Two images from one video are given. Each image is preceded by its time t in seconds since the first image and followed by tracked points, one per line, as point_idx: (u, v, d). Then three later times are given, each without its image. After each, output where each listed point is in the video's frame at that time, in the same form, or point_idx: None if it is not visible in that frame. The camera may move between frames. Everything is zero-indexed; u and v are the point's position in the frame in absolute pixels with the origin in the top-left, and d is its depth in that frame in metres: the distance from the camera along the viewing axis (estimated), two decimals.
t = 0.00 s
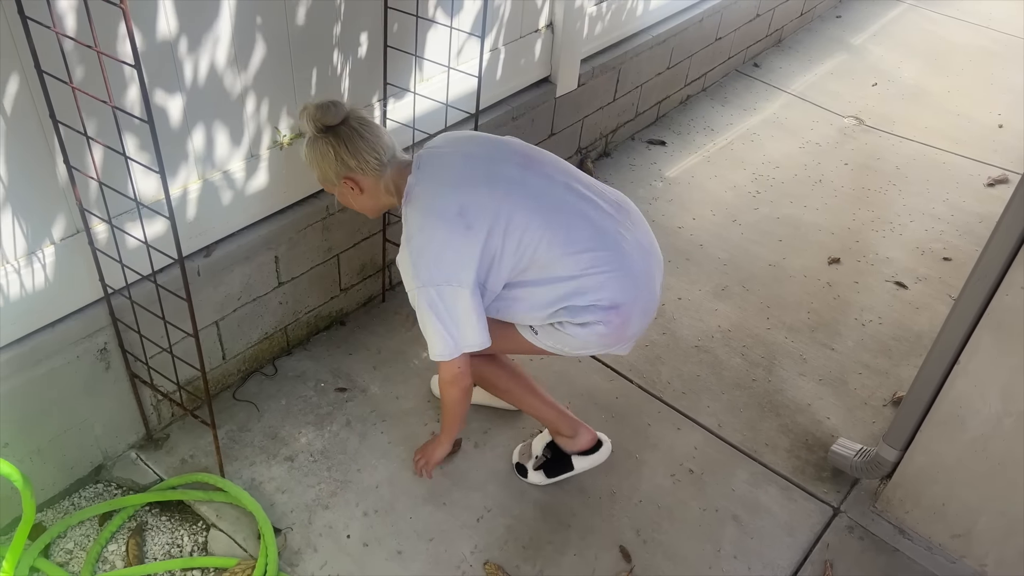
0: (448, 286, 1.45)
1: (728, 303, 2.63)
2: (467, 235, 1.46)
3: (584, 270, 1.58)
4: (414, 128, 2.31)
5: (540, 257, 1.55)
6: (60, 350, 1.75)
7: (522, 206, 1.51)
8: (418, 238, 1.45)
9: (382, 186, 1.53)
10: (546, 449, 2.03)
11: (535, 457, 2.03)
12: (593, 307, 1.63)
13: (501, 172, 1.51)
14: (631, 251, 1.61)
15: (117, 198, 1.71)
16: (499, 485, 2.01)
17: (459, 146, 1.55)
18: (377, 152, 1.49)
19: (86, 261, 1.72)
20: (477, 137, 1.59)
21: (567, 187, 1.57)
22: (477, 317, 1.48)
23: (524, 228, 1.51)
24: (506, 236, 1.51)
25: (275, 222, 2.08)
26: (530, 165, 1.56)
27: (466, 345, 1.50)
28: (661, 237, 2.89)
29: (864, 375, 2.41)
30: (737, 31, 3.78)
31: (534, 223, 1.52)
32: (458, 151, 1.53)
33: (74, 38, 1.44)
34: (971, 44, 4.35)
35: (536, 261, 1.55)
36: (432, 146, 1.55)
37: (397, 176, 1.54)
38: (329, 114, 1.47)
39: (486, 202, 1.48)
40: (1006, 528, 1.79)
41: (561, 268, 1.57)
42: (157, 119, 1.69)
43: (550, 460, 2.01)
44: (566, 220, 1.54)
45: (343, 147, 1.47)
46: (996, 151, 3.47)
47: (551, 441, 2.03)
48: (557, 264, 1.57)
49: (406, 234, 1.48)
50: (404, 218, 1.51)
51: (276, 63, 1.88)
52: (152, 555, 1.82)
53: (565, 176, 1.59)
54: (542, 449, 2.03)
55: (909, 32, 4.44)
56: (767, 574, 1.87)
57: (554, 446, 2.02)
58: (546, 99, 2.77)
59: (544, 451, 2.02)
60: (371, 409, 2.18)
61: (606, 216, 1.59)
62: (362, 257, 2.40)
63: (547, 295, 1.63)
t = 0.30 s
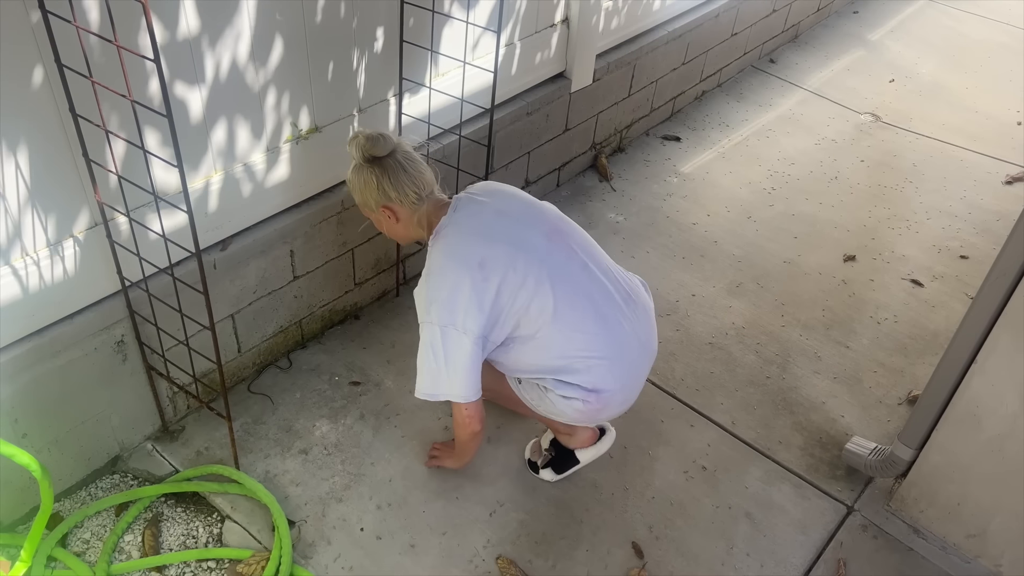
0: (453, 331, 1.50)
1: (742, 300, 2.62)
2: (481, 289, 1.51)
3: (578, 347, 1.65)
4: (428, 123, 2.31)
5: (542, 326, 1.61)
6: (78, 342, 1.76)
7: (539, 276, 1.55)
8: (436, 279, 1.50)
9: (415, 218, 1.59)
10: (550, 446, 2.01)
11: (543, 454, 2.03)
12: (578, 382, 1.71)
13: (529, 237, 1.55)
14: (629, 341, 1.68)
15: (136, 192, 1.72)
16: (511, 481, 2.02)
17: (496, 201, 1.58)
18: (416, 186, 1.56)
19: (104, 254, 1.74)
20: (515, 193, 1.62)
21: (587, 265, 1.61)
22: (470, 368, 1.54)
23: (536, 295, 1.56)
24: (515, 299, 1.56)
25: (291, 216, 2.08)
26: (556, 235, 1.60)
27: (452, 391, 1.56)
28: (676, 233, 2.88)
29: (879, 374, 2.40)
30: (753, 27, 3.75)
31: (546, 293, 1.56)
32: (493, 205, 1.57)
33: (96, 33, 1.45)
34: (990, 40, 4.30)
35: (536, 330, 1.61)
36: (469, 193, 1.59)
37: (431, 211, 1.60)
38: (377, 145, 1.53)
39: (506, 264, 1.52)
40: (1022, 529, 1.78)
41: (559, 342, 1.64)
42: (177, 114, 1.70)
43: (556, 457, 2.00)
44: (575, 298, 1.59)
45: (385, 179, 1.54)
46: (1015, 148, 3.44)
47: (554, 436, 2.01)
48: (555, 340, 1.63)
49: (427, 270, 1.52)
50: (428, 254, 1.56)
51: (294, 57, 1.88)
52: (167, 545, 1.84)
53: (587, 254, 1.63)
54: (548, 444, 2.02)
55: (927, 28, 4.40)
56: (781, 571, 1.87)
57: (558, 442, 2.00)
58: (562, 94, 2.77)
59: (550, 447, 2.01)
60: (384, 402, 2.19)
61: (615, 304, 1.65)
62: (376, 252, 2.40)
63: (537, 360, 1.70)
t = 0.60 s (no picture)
0: (479, 331, 1.50)
1: (759, 295, 2.61)
2: (513, 294, 1.50)
3: (597, 364, 1.65)
4: (445, 116, 2.31)
5: (565, 339, 1.61)
6: (98, 333, 1.77)
7: (569, 289, 1.55)
8: (469, 277, 1.49)
9: (451, 212, 1.61)
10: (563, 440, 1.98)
11: (557, 447, 2.01)
12: (592, 398, 1.71)
13: (563, 249, 1.55)
14: (645, 364, 1.70)
15: (156, 184, 1.73)
16: (526, 474, 2.02)
17: (536, 209, 1.59)
18: (456, 181, 1.56)
19: (124, 246, 1.75)
20: (555, 204, 1.63)
21: (617, 284, 1.62)
22: (488, 372, 1.53)
23: (565, 308, 1.56)
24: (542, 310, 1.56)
25: (307, 208, 2.09)
26: (590, 250, 1.60)
27: (467, 389, 1.56)
28: (692, 227, 2.87)
29: (896, 370, 2.38)
30: (772, 19, 3.72)
31: (575, 306, 1.56)
32: (533, 213, 1.57)
33: (118, 26, 1.45)
34: (1012, 32, 4.25)
35: (557, 343, 1.61)
36: (508, 198, 1.60)
37: (468, 208, 1.61)
38: (422, 138, 1.53)
39: (540, 274, 1.52)
40: None
41: (579, 356, 1.64)
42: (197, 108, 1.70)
43: (568, 451, 1.98)
44: (601, 316, 1.60)
45: (427, 172, 1.54)
46: None
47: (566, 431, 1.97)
48: (575, 355, 1.64)
49: (459, 269, 1.52)
50: (461, 251, 1.56)
51: (313, 51, 1.88)
52: (185, 535, 1.85)
53: (617, 274, 1.64)
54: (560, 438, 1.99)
55: (948, 21, 4.35)
56: (796, 567, 1.86)
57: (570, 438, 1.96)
58: (578, 87, 2.76)
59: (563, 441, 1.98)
60: (400, 395, 2.19)
61: (638, 327, 1.66)
62: (392, 244, 2.41)
63: (553, 370, 1.71)
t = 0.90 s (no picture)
0: (494, 318, 1.50)
1: (776, 287, 2.59)
2: (532, 286, 1.50)
3: (614, 360, 1.64)
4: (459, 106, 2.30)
5: (582, 334, 1.60)
6: (115, 324, 1.78)
7: (588, 284, 1.54)
8: (489, 266, 1.49)
9: (476, 200, 1.60)
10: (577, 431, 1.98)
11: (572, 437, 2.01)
12: (609, 395, 1.70)
13: (585, 244, 1.55)
14: (664, 362, 1.69)
15: (172, 175, 1.74)
16: (541, 466, 2.02)
17: (559, 202, 1.58)
18: (484, 169, 1.56)
19: (141, 237, 1.76)
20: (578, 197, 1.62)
21: (638, 281, 1.61)
22: (500, 357, 1.54)
23: (584, 303, 1.55)
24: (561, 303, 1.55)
25: (323, 200, 2.09)
26: (612, 246, 1.59)
27: (479, 374, 1.57)
28: (709, 218, 2.85)
29: (915, 363, 2.36)
30: (789, 8, 3.68)
31: (595, 302, 1.56)
32: (556, 206, 1.56)
33: (134, 18, 1.46)
34: None
35: (575, 336, 1.61)
36: (532, 189, 1.59)
37: (493, 197, 1.61)
38: (454, 121, 1.54)
39: (560, 267, 1.51)
40: None
41: (595, 352, 1.63)
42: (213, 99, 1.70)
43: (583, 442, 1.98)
44: (620, 313, 1.59)
45: (456, 157, 1.54)
46: None
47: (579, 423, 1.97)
48: (591, 349, 1.63)
49: (479, 256, 1.52)
50: (482, 240, 1.56)
51: (328, 41, 1.88)
52: (202, 524, 1.86)
53: (637, 271, 1.63)
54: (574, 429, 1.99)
55: (969, 10, 4.28)
56: (812, 561, 1.85)
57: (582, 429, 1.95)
58: (594, 78, 2.74)
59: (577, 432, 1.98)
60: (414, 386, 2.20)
61: (657, 325, 1.65)
62: (407, 236, 2.41)
63: (569, 364, 1.70)
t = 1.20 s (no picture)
0: (495, 301, 1.55)
1: (791, 277, 2.57)
2: (536, 276, 1.52)
3: (623, 352, 1.64)
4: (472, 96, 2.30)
5: (590, 324, 1.61)
6: (131, 316, 1.79)
7: (597, 277, 1.54)
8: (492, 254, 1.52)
9: (491, 188, 1.60)
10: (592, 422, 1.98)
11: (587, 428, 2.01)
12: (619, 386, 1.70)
13: (595, 236, 1.54)
14: (676, 356, 1.68)
15: (186, 166, 1.74)
16: (555, 456, 2.02)
17: (572, 193, 1.57)
18: (501, 156, 1.56)
19: (156, 229, 1.76)
20: (593, 188, 1.61)
21: (649, 275, 1.60)
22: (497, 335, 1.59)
23: (592, 295, 1.55)
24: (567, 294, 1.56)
25: (336, 191, 2.09)
26: (624, 239, 1.58)
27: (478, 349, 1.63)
28: (723, 208, 2.84)
29: (932, 353, 2.34)
30: None
31: (603, 294, 1.55)
32: (569, 198, 1.56)
33: (147, 9, 1.46)
34: None
35: (582, 326, 1.61)
36: (545, 179, 1.59)
37: (507, 186, 1.61)
38: (473, 107, 1.55)
39: (567, 259, 1.52)
40: None
41: (603, 343, 1.64)
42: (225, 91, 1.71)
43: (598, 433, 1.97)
44: (629, 307, 1.58)
45: (473, 143, 1.54)
46: None
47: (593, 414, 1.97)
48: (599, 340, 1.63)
49: (487, 242, 1.55)
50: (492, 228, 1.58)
51: (340, 32, 1.88)
52: (218, 514, 1.88)
53: (651, 264, 1.62)
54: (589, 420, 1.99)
55: None
56: (828, 552, 1.84)
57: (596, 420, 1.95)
58: (607, 67, 2.73)
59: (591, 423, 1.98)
60: (428, 377, 2.20)
61: (669, 320, 1.64)
62: (420, 227, 2.41)
63: (579, 352, 1.71)
